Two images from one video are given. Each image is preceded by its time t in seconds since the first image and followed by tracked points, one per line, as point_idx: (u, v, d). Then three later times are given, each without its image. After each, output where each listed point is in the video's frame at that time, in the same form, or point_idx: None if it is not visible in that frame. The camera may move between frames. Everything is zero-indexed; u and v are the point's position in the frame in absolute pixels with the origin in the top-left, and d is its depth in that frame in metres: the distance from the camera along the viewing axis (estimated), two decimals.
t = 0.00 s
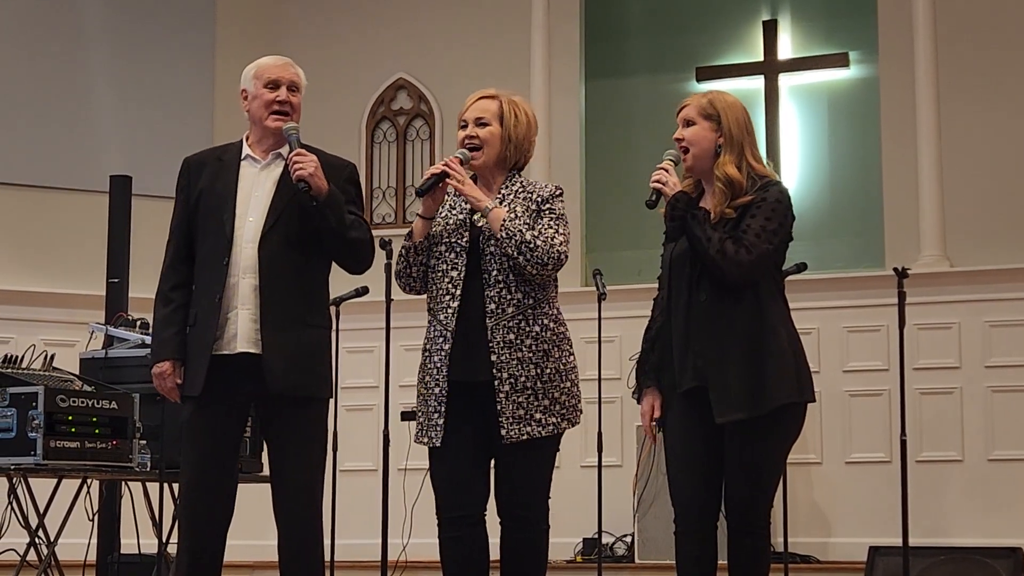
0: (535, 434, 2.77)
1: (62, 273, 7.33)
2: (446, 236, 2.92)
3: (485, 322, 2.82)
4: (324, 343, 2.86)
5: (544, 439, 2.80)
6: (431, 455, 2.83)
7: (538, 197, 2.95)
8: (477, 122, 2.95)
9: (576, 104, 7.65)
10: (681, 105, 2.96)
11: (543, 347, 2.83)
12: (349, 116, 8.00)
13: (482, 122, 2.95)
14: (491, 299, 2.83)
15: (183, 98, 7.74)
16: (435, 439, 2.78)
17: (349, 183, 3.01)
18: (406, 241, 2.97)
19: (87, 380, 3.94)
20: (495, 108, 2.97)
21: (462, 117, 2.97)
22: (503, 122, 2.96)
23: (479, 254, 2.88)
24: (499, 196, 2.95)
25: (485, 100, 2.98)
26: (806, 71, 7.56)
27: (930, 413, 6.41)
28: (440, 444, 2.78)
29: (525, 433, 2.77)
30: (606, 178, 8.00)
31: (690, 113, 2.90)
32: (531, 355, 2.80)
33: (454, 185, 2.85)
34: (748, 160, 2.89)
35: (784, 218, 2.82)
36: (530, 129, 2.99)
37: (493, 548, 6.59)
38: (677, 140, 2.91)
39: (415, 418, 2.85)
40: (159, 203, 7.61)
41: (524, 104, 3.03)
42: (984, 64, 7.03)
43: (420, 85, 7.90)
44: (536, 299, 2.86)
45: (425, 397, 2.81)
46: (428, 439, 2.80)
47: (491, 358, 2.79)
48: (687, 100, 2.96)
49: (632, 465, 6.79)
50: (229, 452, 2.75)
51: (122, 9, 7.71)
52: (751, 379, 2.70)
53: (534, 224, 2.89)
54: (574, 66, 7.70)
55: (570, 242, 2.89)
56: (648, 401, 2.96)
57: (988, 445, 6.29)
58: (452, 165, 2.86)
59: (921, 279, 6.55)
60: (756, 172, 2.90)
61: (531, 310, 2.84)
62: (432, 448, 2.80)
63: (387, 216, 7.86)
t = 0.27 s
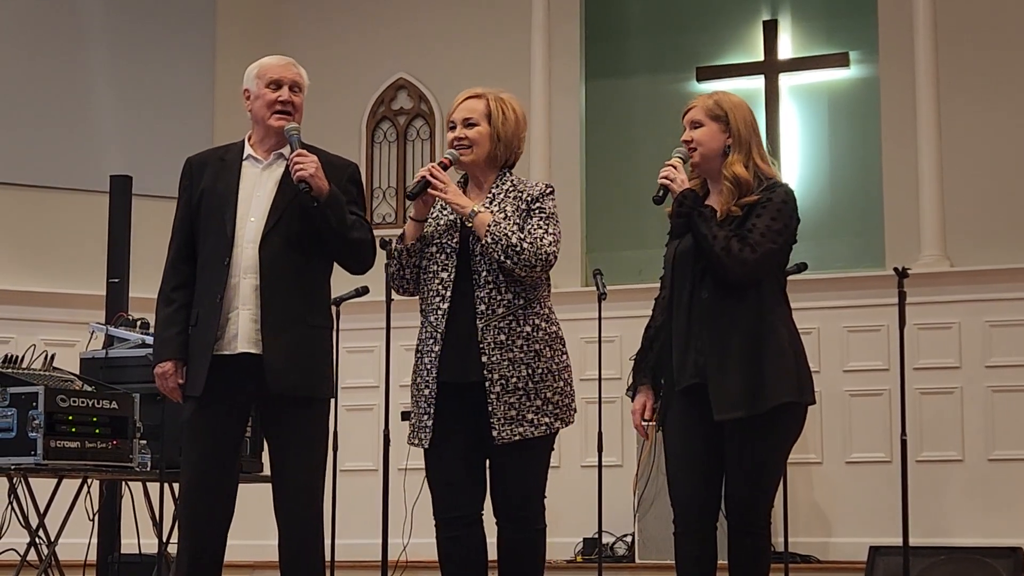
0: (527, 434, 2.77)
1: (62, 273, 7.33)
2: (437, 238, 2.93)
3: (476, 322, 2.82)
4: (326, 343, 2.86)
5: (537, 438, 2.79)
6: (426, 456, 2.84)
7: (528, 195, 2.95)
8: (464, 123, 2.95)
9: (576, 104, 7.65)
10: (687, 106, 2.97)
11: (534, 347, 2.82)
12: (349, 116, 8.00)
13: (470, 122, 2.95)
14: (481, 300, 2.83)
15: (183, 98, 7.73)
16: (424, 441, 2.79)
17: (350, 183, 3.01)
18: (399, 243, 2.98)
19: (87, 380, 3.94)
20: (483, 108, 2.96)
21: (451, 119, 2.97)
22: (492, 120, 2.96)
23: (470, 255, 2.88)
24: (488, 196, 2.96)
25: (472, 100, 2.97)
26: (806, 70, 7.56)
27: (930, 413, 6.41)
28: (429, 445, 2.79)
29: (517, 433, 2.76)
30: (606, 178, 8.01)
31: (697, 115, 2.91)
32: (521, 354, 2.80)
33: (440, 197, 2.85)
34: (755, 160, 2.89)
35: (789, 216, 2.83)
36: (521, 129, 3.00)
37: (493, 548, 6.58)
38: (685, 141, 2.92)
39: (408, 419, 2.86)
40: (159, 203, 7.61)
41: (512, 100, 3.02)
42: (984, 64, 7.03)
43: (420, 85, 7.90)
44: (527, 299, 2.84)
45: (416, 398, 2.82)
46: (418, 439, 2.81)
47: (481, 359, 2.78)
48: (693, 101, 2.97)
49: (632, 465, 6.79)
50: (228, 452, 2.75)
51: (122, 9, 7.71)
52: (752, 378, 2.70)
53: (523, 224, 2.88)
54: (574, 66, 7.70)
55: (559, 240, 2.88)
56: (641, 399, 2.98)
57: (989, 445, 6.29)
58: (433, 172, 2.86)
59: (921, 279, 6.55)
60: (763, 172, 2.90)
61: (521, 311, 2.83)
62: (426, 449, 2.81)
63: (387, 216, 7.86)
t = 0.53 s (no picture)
0: (522, 434, 2.77)
1: (61, 273, 7.33)
2: (431, 237, 2.93)
3: (470, 321, 2.82)
4: (327, 342, 2.86)
5: (532, 438, 2.79)
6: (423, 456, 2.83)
7: (520, 193, 2.95)
8: (457, 119, 2.95)
9: (575, 104, 7.65)
10: (692, 107, 2.99)
11: (529, 346, 2.82)
12: (349, 115, 7.99)
13: (463, 119, 2.95)
14: (475, 299, 2.83)
15: (182, 98, 7.73)
16: (420, 442, 2.79)
17: (350, 183, 3.01)
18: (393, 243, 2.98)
19: (87, 380, 3.94)
20: (476, 105, 2.97)
21: (444, 116, 2.97)
22: (484, 117, 2.96)
23: (464, 254, 2.88)
24: (481, 195, 2.96)
25: (466, 97, 2.98)
26: (806, 69, 7.56)
27: (930, 413, 6.41)
28: (426, 446, 2.79)
29: (512, 433, 2.76)
30: (606, 178, 8.00)
31: (705, 114, 2.93)
32: (515, 354, 2.79)
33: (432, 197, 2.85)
34: (761, 160, 2.93)
35: (794, 216, 2.85)
36: (515, 127, 3.00)
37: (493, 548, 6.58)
38: (692, 139, 2.93)
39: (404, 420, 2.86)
40: (159, 202, 7.60)
41: (505, 99, 3.02)
42: (984, 63, 7.03)
43: (419, 84, 7.90)
44: (520, 297, 2.84)
45: (412, 398, 2.82)
46: (413, 440, 2.81)
47: (475, 358, 2.78)
48: (698, 103, 2.99)
49: (632, 465, 6.79)
50: (227, 451, 2.75)
51: (121, 9, 7.71)
52: (755, 377, 2.71)
53: (515, 223, 2.88)
54: (574, 65, 7.70)
55: (551, 238, 2.87)
56: (641, 399, 2.98)
57: (989, 444, 6.29)
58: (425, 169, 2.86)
59: (921, 279, 6.55)
60: (767, 175, 2.94)
61: (515, 311, 2.83)
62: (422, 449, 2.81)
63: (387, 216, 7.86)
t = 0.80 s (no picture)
0: (519, 434, 2.77)
1: (61, 273, 7.33)
2: (427, 237, 2.93)
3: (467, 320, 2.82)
4: (325, 341, 2.86)
5: (529, 437, 2.79)
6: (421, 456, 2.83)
7: (517, 192, 2.95)
8: (453, 119, 2.95)
9: (575, 103, 7.65)
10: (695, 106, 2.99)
11: (526, 345, 2.82)
12: (349, 115, 7.99)
13: (459, 118, 2.95)
14: (472, 299, 2.83)
15: (182, 98, 7.73)
16: (417, 442, 2.80)
17: (349, 182, 3.01)
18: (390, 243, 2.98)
19: (87, 380, 3.94)
20: (472, 104, 2.97)
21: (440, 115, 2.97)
22: (480, 116, 2.96)
23: (460, 254, 2.88)
24: (477, 193, 2.96)
25: (462, 96, 2.98)
26: (806, 69, 7.56)
27: (930, 412, 6.41)
28: (422, 446, 2.79)
29: (509, 433, 2.76)
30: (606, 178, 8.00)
31: (709, 113, 2.93)
32: (511, 353, 2.80)
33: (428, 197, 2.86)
34: (763, 160, 2.94)
35: (796, 216, 2.85)
36: (512, 126, 3.00)
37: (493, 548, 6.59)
38: (694, 138, 2.93)
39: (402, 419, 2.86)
40: (159, 202, 7.60)
41: (502, 98, 3.02)
42: (984, 63, 7.03)
43: (419, 83, 7.90)
44: (517, 297, 2.84)
45: (409, 398, 2.82)
46: (411, 440, 2.81)
47: (471, 358, 2.78)
48: (700, 102, 2.99)
49: (632, 464, 6.80)
50: (226, 451, 2.75)
51: (121, 9, 7.71)
52: (754, 376, 2.71)
53: (512, 223, 2.88)
54: (574, 65, 7.70)
55: (548, 237, 2.87)
56: (639, 398, 2.97)
57: (988, 444, 6.29)
58: (423, 169, 2.88)
59: (921, 278, 6.55)
60: (769, 174, 2.95)
61: (512, 310, 2.83)
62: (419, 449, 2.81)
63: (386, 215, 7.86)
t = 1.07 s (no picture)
0: (517, 433, 2.76)
1: (60, 272, 7.33)
2: (425, 236, 2.93)
3: (465, 319, 2.82)
4: (324, 340, 2.86)
5: (527, 436, 2.79)
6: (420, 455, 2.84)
7: (514, 191, 2.95)
8: (450, 118, 2.95)
9: (575, 103, 7.65)
10: (695, 106, 2.99)
11: (524, 344, 2.82)
12: (348, 114, 7.99)
13: (456, 117, 2.95)
14: (470, 298, 2.83)
15: (182, 96, 7.73)
16: (415, 441, 2.80)
17: (347, 181, 3.01)
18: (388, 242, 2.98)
19: (87, 379, 3.94)
20: (468, 103, 2.97)
21: (437, 114, 2.97)
22: (477, 115, 2.96)
23: (458, 253, 2.88)
24: (475, 193, 2.96)
25: (459, 95, 2.98)
26: (806, 68, 7.56)
27: (930, 411, 6.41)
28: (421, 445, 2.80)
29: (507, 432, 2.76)
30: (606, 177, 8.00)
31: (710, 113, 2.93)
32: (509, 352, 2.80)
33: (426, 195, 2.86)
34: (764, 160, 2.94)
35: (797, 216, 2.85)
36: (509, 124, 3.00)
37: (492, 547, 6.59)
38: (694, 137, 2.93)
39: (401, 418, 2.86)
40: (159, 201, 7.60)
41: (500, 97, 3.02)
42: (984, 62, 7.03)
43: (419, 82, 7.90)
44: (514, 295, 2.84)
45: (407, 398, 2.82)
46: (410, 440, 2.81)
47: (470, 357, 2.78)
48: (701, 101, 2.99)
49: (632, 463, 6.80)
50: (225, 450, 2.75)
51: (121, 8, 7.71)
52: (754, 374, 2.71)
53: (510, 222, 2.88)
54: (574, 64, 7.69)
55: (546, 236, 2.87)
56: (638, 398, 2.98)
57: (988, 443, 6.29)
58: (421, 169, 2.88)
59: (921, 278, 6.55)
60: (770, 174, 2.95)
61: (510, 309, 2.83)
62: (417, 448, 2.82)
63: (386, 214, 7.86)
